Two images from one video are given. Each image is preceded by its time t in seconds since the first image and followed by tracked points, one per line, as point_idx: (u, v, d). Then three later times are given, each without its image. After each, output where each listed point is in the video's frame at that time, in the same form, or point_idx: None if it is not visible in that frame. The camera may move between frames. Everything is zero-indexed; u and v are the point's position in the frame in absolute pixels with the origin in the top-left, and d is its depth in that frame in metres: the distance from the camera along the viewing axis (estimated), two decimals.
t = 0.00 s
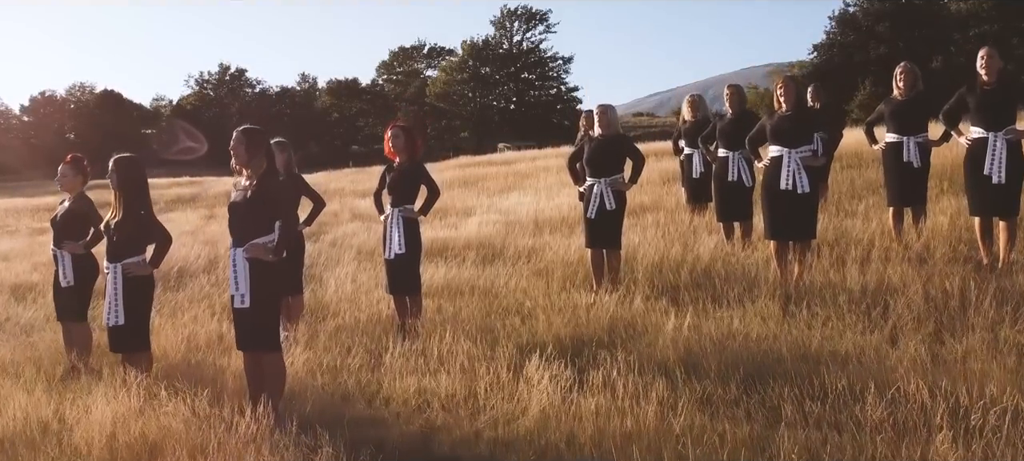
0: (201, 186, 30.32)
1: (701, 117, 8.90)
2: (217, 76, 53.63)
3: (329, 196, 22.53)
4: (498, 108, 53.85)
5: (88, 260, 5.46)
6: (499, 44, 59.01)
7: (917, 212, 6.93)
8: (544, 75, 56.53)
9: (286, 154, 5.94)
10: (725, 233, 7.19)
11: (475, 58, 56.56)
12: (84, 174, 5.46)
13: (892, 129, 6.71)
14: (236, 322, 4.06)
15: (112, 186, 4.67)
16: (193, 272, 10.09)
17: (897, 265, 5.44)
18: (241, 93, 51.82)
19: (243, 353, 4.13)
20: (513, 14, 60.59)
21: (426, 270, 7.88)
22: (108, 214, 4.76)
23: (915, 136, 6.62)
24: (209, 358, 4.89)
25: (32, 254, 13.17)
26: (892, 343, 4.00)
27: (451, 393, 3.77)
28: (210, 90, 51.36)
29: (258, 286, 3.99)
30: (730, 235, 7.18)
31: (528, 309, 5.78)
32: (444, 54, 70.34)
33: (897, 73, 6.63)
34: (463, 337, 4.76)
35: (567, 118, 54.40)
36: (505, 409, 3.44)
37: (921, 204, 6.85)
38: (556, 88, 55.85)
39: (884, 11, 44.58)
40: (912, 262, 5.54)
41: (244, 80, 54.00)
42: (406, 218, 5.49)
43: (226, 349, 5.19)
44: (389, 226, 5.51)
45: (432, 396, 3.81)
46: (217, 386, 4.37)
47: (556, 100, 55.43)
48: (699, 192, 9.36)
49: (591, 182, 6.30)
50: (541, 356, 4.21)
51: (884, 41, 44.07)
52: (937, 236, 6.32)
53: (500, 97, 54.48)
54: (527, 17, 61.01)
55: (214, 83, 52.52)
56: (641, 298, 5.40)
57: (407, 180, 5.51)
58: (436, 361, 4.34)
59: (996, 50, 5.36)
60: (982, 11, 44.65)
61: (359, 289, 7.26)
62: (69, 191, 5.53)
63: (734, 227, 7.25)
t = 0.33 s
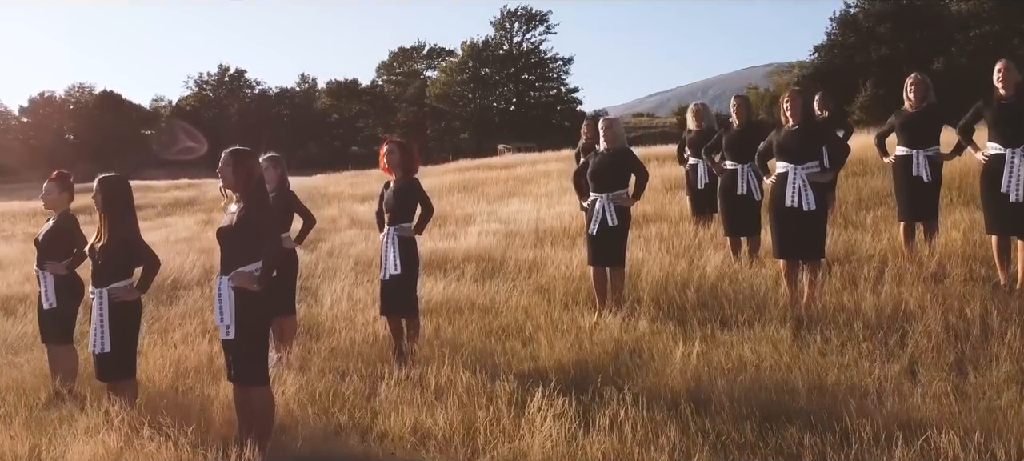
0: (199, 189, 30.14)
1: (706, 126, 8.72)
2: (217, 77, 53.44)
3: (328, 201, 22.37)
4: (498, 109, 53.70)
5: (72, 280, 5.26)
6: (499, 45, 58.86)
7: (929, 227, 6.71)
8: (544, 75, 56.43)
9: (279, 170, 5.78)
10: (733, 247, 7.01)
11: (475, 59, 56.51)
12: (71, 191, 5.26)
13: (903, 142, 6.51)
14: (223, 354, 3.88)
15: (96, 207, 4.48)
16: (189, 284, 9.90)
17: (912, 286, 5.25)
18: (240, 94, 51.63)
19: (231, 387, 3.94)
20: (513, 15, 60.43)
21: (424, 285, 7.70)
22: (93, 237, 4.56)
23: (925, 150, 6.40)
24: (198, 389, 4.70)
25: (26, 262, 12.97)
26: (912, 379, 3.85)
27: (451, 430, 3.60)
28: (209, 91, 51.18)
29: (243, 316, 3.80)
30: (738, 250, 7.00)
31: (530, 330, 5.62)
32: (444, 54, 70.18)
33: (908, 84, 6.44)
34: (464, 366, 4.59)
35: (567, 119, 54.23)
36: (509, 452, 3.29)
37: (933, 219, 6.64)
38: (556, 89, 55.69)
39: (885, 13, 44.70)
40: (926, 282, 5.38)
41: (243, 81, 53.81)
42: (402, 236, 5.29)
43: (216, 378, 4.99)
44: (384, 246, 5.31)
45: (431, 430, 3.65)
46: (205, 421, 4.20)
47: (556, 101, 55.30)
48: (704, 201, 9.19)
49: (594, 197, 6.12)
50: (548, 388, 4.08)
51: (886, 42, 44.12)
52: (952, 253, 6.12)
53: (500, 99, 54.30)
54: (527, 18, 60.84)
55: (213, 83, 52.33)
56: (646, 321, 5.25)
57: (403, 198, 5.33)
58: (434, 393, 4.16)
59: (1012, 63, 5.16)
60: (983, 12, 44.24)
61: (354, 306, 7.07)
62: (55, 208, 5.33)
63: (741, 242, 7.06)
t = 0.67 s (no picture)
0: (197, 193, 30.03)
1: (712, 137, 8.61)
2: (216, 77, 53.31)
3: (326, 205, 22.26)
4: (498, 110, 53.63)
5: (58, 304, 5.08)
6: (500, 45, 58.56)
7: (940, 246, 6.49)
8: (544, 77, 55.90)
9: (273, 189, 5.63)
10: (739, 265, 6.84)
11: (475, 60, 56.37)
12: (54, 211, 5.07)
13: (915, 157, 6.34)
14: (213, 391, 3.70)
15: (81, 234, 4.30)
16: (183, 298, 9.74)
17: (926, 312, 5.08)
18: (240, 95, 51.50)
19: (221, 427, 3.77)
20: (513, 16, 60.31)
21: (423, 301, 7.52)
22: (77, 264, 4.38)
23: (937, 167, 6.23)
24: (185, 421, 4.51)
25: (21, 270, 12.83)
26: (938, 420, 3.69)
27: None
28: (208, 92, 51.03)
29: (235, 353, 3.63)
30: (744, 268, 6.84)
31: (532, 353, 5.49)
32: (444, 55, 70.08)
33: (920, 98, 6.29)
34: (467, 400, 4.42)
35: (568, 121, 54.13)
36: None
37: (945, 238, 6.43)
38: (556, 90, 55.62)
39: (886, 14, 44.84)
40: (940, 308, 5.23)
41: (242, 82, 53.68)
42: (397, 259, 5.11)
43: (207, 411, 4.81)
44: (379, 269, 5.13)
45: None
46: None
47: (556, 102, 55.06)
48: (708, 213, 9.02)
49: (598, 215, 5.94)
50: (557, 430, 3.94)
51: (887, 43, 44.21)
52: (964, 275, 5.95)
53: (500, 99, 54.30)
54: (527, 19, 60.73)
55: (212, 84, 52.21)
56: (652, 348, 5.10)
57: (401, 220, 5.17)
58: (435, 431, 4.00)
59: None
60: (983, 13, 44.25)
61: (349, 326, 6.88)
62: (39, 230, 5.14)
63: (748, 260, 6.88)
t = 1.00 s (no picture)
0: (196, 197, 29.89)
1: (717, 149, 8.48)
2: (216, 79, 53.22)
3: (326, 211, 22.15)
4: (498, 111, 53.99)
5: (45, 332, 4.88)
6: (499, 47, 58.36)
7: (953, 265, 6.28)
8: (544, 78, 56.11)
9: (267, 209, 5.45)
10: (747, 284, 6.66)
11: (475, 61, 56.24)
12: (38, 235, 4.87)
13: (928, 175, 6.16)
14: (200, 434, 3.54)
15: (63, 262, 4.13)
16: (180, 312, 9.60)
17: (941, 340, 4.91)
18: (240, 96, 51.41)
19: None
20: (513, 17, 60.18)
21: (421, 320, 7.34)
22: (61, 294, 4.21)
23: (950, 184, 6.05)
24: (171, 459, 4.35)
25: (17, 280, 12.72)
26: None
27: None
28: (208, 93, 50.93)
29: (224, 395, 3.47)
30: (752, 289, 6.65)
31: (534, 380, 5.34)
32: (444, 56, 69.98)
33: (933, 113, 6.13)
34: (468, 440, 4.26)
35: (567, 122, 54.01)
36: None
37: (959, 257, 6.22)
38: (556, 91, 55.58)
39: (886, 15, 44.84)
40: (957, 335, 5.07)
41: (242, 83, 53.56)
42: (394, 284, 4.94)
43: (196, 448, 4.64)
44: (375, 294, 4.96)
45: None
46: None
47: (556, 104, 54.96)
48: (713, 227, 8.85)
49: (603, 235, 5.76)
50: None
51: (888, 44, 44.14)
52: (978, 299, 5.78)
53: (500, 101, 54.94)
54: (527, 20, 60.61)
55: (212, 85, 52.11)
56: (656, 378, 4.95)
57: (397, 243, 4.99)
58: None
59: None
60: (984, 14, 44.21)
61: (344, 347, 6.69)
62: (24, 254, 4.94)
63: (755, 279, 6.70)
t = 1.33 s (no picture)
0: (195, 202, 29.79)
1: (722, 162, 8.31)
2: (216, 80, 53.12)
3: (325, 216, 22.03)
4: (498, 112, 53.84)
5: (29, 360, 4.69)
6: (499, 48, 58.09)
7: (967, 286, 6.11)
8: (544, 79, 56.37)
9: (261, 231, 5.25)
10: (754, 304, 6.47)
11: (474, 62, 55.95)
12: (22, 260, 4.66)
13: (942, 193, 5.98)
14: None
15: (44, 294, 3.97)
16: (175, 327, 9.47)
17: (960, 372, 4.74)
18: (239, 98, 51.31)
19: None
20: (513, 18, 60.03)
21: (420, 338, 7.17)
22: (42, 326, 4.06)
23: (965, 204, 5.87)
24: None
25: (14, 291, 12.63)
26: None
27: None
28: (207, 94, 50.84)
29: (210, 441, 3.29)
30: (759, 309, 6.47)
31: (537, 409, 5.17)
32: (444, 56, 69.88)
33: (947, 129, 5.95)
34: None
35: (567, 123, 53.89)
36: None
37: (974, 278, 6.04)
38: (557, 93, 55.63)
39: (888, 17, 44.84)
40: (976, 365, 4.91)
41: (242, 84, 53.46)
42: (394, 312, 4.76)
43: None
44: (374, 322, 4.77)
45: None
46: None
47: (556, 105, 54.67)
48: (717, 241, 8.64)
49: (607, 257, 5.58)
50: None
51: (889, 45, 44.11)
52: (994, 324, 5.61)
53: (500, 102, 54.68)
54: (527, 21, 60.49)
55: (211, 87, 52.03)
56: (663, 408, 4.77)
57: (395, 267, 4.80)
58: None
59: None
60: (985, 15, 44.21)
61: (342, 370, 6.51)
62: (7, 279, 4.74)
63: (763, 299, 6.51)
